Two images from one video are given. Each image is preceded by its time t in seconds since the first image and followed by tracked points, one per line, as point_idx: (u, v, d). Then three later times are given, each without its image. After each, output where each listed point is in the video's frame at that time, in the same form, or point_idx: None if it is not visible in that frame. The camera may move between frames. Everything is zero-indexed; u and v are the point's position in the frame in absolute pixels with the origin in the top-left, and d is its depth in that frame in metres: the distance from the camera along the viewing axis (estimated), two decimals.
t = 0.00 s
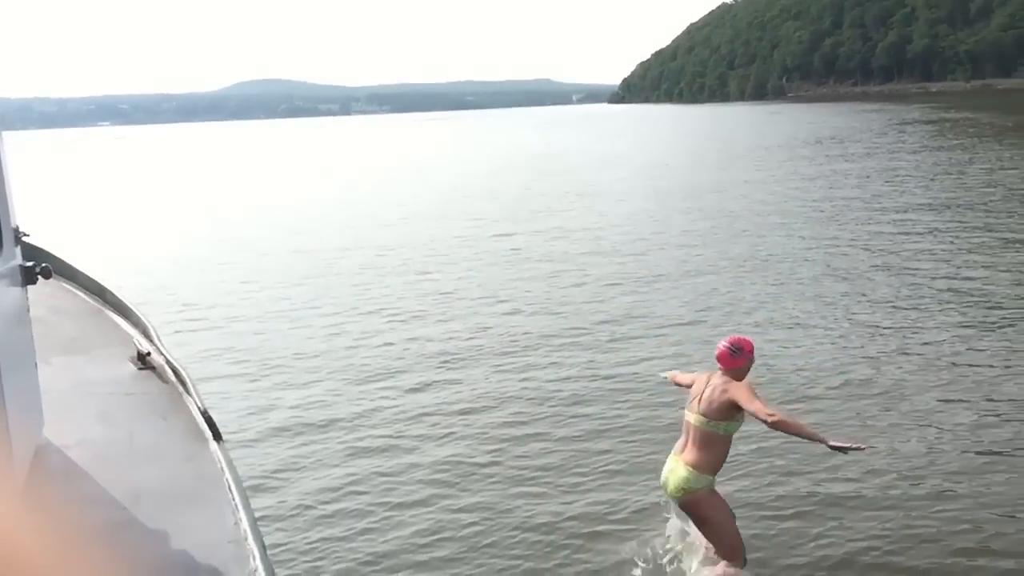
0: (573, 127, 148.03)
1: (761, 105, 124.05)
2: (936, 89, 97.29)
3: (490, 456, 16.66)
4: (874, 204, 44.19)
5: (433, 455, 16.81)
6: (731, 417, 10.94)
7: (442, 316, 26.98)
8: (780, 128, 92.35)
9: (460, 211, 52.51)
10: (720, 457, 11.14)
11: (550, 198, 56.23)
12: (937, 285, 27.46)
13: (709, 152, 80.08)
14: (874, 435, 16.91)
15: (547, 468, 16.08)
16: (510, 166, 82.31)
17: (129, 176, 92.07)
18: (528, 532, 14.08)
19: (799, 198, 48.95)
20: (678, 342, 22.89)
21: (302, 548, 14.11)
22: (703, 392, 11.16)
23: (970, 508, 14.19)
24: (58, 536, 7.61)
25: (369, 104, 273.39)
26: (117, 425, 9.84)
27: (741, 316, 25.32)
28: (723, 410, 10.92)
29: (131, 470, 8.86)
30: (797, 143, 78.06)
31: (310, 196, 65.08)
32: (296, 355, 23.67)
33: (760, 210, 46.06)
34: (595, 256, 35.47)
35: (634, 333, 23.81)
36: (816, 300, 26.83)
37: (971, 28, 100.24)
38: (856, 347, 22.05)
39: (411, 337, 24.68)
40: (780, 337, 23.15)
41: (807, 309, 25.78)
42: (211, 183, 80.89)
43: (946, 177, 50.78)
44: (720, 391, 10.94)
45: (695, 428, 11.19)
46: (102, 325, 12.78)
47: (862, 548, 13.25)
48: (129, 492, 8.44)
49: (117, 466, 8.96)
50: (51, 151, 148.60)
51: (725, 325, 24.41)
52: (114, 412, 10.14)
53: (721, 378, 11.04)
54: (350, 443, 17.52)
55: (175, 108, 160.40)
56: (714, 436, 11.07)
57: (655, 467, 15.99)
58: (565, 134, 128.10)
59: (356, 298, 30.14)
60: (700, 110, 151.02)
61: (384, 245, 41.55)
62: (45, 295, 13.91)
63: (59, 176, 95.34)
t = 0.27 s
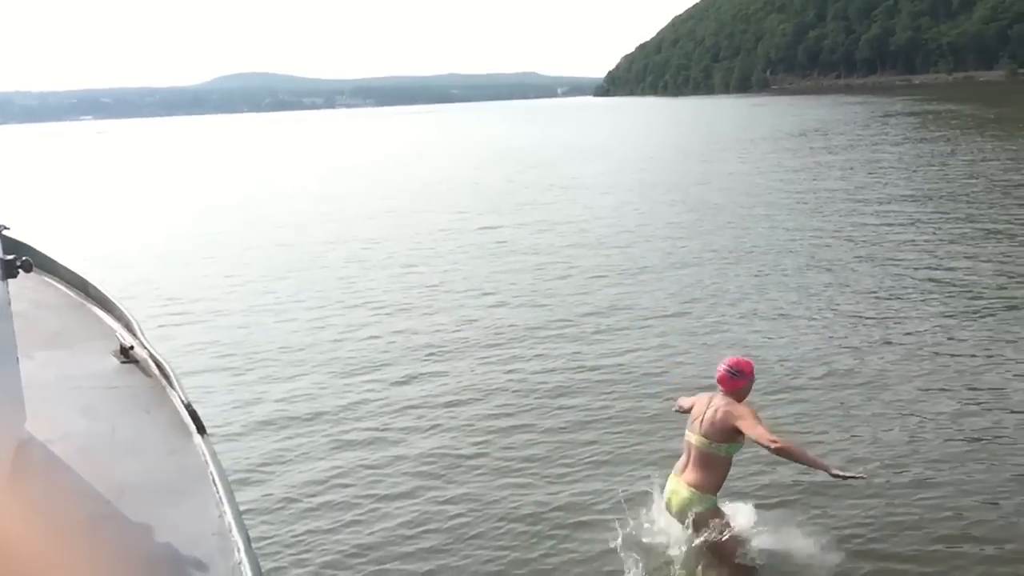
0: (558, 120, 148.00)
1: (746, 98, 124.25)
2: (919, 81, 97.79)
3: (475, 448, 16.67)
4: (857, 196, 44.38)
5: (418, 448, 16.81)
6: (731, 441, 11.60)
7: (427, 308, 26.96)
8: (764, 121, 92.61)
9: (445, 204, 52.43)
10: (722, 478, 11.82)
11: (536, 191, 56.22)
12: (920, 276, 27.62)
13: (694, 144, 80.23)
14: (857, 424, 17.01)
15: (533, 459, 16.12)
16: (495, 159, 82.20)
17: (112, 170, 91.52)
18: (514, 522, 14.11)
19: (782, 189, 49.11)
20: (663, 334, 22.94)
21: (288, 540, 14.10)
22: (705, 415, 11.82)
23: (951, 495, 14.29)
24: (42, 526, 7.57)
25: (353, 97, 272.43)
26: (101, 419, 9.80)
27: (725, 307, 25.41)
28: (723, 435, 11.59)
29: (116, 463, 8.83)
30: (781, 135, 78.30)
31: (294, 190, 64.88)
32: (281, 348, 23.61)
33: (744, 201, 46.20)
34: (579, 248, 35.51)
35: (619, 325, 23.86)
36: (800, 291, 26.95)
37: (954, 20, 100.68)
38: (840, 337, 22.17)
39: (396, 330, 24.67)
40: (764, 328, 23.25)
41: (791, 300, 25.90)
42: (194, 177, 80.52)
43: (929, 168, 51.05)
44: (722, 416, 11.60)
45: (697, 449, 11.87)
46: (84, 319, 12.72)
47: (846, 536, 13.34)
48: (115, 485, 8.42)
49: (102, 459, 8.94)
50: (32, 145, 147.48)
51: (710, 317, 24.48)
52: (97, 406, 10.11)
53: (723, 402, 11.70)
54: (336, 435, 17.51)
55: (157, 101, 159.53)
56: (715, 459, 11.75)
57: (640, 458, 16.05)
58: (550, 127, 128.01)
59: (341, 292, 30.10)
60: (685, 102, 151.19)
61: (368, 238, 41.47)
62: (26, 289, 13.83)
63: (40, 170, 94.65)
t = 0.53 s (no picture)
0: (542, 112, 147.96)
1: (729, 90, 124.52)
2: (901, 72, 98.25)
3: (460, 440, 16.67)
4: (840, 187, 44.55)
5: (402, 440, 16.79)
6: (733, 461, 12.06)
7: (412, 301, 26.94)
8: (748, 112, 92.77)
9: (429, 197, 52.33)
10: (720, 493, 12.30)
11: (520, 184, 56.21)
12: (902, 266, 27.76)
13: (678, 136, 80.35)
14: (841, 413, 17.09)
15: (518, 451, 16.13)
16: (479, 152, 82.12)
17: (94, 165, 90.99)
18: (500, 513, 14.12)
19: (766, 181, 49.26)
20: (647, 325, 23.00)
21: (273, 534, 14.07)
22: (708, 433, 12.31)
23: (934, 482, 14.38)
24: (25, 520, 7.51)
25: (337, 91, 271.39)
26: (83, 413, 9.74)
27: (709, 298, 25.48)
28: (726, 454, 12.05)
29: (99, 458, 8.78)
30: (765, 127, 78.50)
31: (277, 184, 64.67)
32: (265, 342, 23.55)
33: (727, 193, 46.32)
34: (563, 241, 35.53)
35: (604, 316, 23.89)
36: (784, 281, 27.04)
37: (936, 11, 101.11)
38: (823, 327, 22.27)
39: (381, 323, 24.63)
40: (748, 318, 23.32)
41: (775, 291, 25.99)
42: (177, 171, 80.14)
43: (911, 159, 51.29)
44: (725, 435, 12.08)
45: (698, 466, 12.34)
46: (66, 314, 12.62)
47: (828, 523, 13.41)
48: (98, 479, 8.37)
49: (85, 454, 8.88)
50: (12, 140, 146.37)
51: (694, 307, 24.53)
52: (79, 401, 10.04)
53: (726, 421, 12.20)
54: (321, 428, 17.48)
55: (139, 96, 158.57)
56: (716, 476, 12.21)
57: (624, 448, 16.09)
58: (534, 120, 127.91)
59: (325, 285, 30.03)
60: (669, 94, 151.39)
61: (353, 232, 41.37)
62: (6, 284, 13.72)
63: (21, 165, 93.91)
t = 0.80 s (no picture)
0: (524, 104, 147.78)
1: (711, 81, 124.76)
2: (881, 63, 98.68)
3: (444, 431, 16.68)
4: (821, 177, 44.76)
5: (386, 432, 16.78)
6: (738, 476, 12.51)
7: (395, 294, 26.91)
8: (729, 104, 92.97)
9: (411, 190, 52.24)
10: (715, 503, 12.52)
11: (503, 176, 56.19)
12: (883, 255, 27.91)
13: (660, 128, 80.50)
14: (822, 400, 17.20)
15: (502, 441, 16.17)
16: (461, 144, 82.04)
17: (73, 160, 90.35)
18: (484, 504, 14.14)
19: (747, 171, 49.43)
20: (630, 315, 23.06)
21: (256, 527, 14.05)
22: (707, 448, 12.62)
23: (915, 468, 14.50)
24: (5, 517, 7.47)
25: (318, 85, 270.31)
26: (62, 408, 9.68)
27: (691, 288, 25.57)
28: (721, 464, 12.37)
29: (80, 453, 8.73)
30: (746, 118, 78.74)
31: (259, 177, 64.38)
32: (248, 335, 23.47)
33: (709, 184, 46.44)
34: (546, 233, 35.53)
35: (587, 307, 23.93)
36: (766, 271, 27.16)
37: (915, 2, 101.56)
38: (805, 316, 22.39)
39: (363, 315, 24.60)
40: (730, 308, 23.41)
41: (757, 280, 26.11)
42: (157, 165, 79.67)
43: (891, 149, 51.58)
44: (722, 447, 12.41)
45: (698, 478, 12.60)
46: (46, 309, 12.54)
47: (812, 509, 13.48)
48: (79, 474, 8.33)
49: (66, 448, 8.84)
50: None
51: (676, 298, 24.61)
52: (59, 395, 9.98)
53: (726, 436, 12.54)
54: (304, 421, 17.45)
55: (118, 90, 157.44)
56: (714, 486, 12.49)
57: (608, 437, 16.14)
58: (516, 112, 127.77)
59: (308, 278, 29.96)
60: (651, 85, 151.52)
61: (336, 225, 41.27)
62: None
63: None
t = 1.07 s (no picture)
0: (507, 95, 147.53)
1: (694, 71, 124.87)
2: (863, 53, 98.99)
3: (429, 422, 16.66)
4: (804, 167, 44.90)
5: (371, 423, 16.75)
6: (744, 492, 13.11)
7: (379, 285, 26.85)
8: (713, 94, 93.07)
9: (395, 182, 52.11)
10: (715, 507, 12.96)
11: (487, 167, 56.11)
12: (866, 244, 28.04)
13: (644, 118, 80.56)
14: (806, 388, 17.28)
15: (487, 431, 16.17)
16: (445, 136, 81.88)
17: (53, 153, 89.70)
18: (469, 493, 14.14)
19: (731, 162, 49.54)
20: (615, 305, 23.09)
21: (241, 519, 14.00)
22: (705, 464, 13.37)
23: (899, 453, 14.58)
24: None
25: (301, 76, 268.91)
26: (44, 402, 9.61)
27: (676, 278, 25.63)
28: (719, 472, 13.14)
29: (63, 446, 8.67)
30: (729, 109, 78.85)
31: (241, 170, 64.08)
32: (232, 328, 23.38)
33: (693, 174, 46.52)
34: (530, 223, 35.52)
35: (571, 298, 23.95)
36: (750, 260, 27.24)
37: None
38: (789, 305, 22.48)
39: (348, 307, 24.54)
40: (715, 297, 23.48)
41: (741, 270, 26.17)
42: (139, 158, 79.20)
43: (874, 139, 51.79)
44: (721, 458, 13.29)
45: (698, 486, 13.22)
46: (26, 302, 12.43)
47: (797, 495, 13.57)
48: (62, 467, 8.27)
49: (48, 442, 8.77)
50: None
51: (661, 287, 24.66)
52: (41, 389, 9.90)
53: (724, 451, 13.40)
54: (289, 413, 17.40)
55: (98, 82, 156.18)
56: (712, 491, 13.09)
57: (592, 426, 16.19)
58: (500, 103, 127.57)
59: (292, 271, 29.85)
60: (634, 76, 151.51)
61: (320, 217, 41.14)
62: None
63: None
